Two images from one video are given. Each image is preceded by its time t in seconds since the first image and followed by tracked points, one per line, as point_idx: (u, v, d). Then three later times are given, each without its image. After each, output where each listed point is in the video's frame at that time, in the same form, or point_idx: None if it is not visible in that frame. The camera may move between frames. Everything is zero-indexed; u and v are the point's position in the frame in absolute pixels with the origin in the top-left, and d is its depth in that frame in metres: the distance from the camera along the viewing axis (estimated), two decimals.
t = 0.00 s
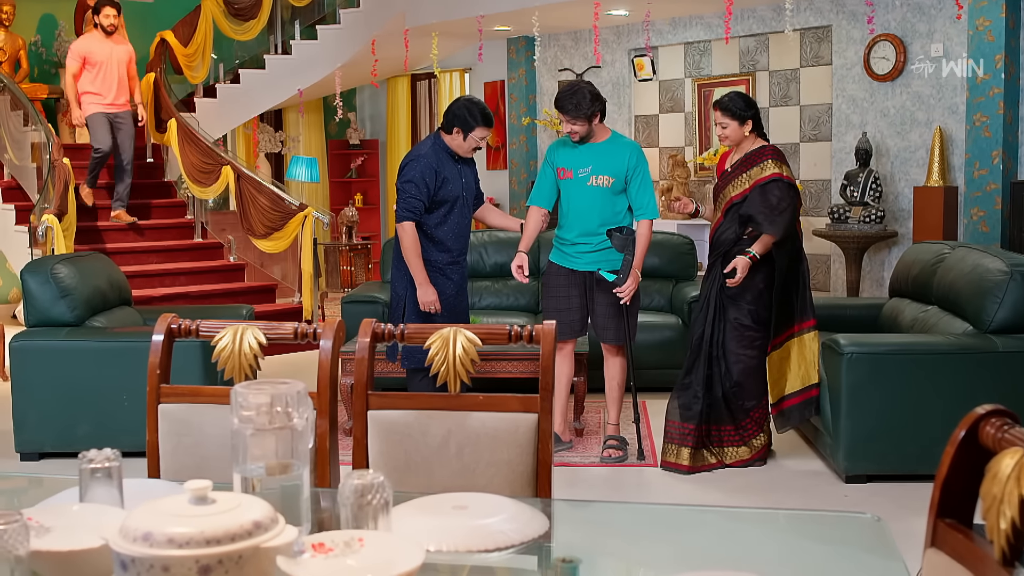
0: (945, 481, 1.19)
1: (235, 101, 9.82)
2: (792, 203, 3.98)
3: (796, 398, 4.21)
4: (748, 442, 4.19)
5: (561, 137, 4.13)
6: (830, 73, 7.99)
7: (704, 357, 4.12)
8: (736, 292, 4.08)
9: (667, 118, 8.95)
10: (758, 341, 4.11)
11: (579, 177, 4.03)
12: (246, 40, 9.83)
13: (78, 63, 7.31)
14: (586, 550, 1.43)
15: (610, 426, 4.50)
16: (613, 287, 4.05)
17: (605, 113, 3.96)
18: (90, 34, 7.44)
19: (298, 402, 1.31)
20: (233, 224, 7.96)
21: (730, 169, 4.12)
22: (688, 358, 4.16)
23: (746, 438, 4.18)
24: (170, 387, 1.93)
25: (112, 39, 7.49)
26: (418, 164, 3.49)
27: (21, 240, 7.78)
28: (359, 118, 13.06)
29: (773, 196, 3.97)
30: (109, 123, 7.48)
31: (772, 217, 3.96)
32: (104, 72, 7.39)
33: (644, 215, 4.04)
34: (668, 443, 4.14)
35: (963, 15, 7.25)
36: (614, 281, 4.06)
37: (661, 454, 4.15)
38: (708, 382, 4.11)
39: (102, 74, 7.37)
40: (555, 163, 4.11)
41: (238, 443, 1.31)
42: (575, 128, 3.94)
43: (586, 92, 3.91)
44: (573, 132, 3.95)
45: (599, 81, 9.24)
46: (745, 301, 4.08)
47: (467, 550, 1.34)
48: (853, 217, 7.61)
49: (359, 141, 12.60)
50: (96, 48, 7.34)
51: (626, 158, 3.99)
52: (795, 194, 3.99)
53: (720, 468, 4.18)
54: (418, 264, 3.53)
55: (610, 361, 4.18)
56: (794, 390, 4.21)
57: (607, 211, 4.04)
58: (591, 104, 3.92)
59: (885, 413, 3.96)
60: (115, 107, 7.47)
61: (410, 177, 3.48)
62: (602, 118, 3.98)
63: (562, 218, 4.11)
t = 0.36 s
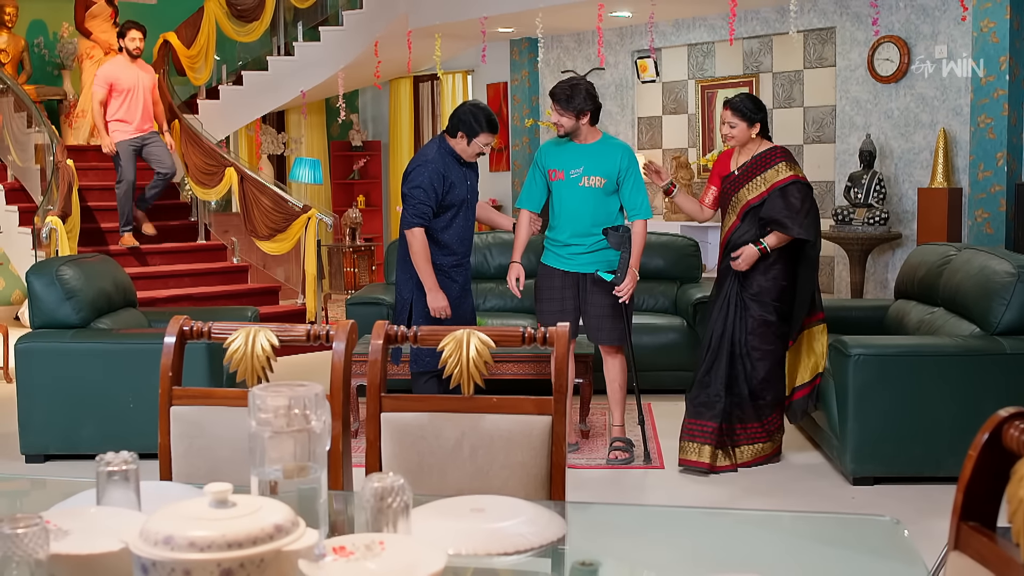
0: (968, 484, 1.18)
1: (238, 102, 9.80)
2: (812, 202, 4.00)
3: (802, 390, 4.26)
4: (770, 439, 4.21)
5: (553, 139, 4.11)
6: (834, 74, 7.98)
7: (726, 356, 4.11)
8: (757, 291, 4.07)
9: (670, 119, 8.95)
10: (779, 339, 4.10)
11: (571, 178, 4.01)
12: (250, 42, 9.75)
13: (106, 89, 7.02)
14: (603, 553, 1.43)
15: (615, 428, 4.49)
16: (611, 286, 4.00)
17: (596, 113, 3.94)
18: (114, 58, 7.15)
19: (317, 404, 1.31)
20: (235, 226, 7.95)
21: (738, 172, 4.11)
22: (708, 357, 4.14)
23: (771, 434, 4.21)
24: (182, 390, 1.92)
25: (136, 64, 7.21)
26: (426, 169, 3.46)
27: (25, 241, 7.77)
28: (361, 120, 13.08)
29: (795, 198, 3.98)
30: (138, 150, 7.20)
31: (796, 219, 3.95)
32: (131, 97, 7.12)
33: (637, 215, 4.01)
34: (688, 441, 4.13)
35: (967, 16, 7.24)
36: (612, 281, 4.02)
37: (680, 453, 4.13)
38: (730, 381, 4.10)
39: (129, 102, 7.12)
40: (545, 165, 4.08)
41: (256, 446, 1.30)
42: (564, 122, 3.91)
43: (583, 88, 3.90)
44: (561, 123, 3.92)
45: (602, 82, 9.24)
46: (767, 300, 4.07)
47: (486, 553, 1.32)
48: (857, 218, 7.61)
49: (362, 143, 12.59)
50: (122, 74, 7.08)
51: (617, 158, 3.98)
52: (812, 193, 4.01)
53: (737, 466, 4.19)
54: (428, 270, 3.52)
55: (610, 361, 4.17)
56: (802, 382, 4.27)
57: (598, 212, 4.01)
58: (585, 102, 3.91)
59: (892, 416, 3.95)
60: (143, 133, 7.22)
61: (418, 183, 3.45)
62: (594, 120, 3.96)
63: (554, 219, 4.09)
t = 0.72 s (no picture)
0: (995, 488, 1.23)
1: (242, 106, 9.81)
2: (817, 204, 4.03)
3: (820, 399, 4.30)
4: (785, 442, 4.23)
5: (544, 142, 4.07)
6: (837, 77, 7.98)
7: (741, 362, 4.10)
8: (767, 296, 4.07)
9: (673, 122, 8.94)
10: (790, 342, 4.11)
11: (561, 182, 3.98)
12: (251, 45, 9.79)
13: (135, 113, 6.80)
14: (624, 559, 1.43)
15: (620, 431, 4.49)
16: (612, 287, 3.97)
17: (586, 117, 3.90)
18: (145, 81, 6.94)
19: (337, 408, 1.30)
20: (239, 229, 7.97)
21: (744, 174, 4.10)
22: (721, 362, 4.13)
23: (785, 436, 4.21)
24: (195, 394, 1.91)
25: (167, 87, 6.97)
26: (448, 192, 3.46)
27: (28, 244, 7.76)
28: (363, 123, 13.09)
29: (800, 202, 4.01)
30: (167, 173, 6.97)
31: (800, 222, 3.98)
32: (162, 123, 6.88)
33: (628, 219, 3.97)
34: (710, 450, 4.14)
35: (972, 19, 7.23)
36: (610, 283, 4.00)
37: (700, 460, 4.16)
38: (748, 387, 4.10)
39: (161, 125, 6.87)
40: (536, 170, 4.07)
41: (275, 449, 1.30)
42: (553, 127, 3.86)
43: (571, 92, 3.85)
44: (552, 129, 3.87)
45: (606, 86, 9.24)
46: (777, 304, 4.07)
47: (505, 558, 1.30)
48: (861, 221, 7.61)
49: (364, 146, 12.58)
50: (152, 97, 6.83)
51: (606, 161, 3.93)
52: (816, 195, 4.04)
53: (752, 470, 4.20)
54: (474, 284, 3.51)
55: (609, 364, 4.15)
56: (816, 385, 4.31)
57: (588, 215, 3.98)
58: (574, 106, 3.85)
59: (900, 418, 3.94)
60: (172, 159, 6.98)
61: (444, 206, 3.46)
62: (584, 123, 3.92)
63: (546, 223, 4.06)
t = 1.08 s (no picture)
0: None
1: (244, 110, 9.77)
2: (817, 211, 4.00)
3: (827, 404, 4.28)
4: (787, 447, 4.20)
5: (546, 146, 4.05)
6: (841, 81, 7.99)
7: (741, 367, 4.08)
8: (766, 301, 4.05)
9: (676, 126, 8.94)
10: (790, 348, 4.09)
11: (565, 187, 3.97)
12: (255, 49, 9.84)
13: (167, 139, 6.53)
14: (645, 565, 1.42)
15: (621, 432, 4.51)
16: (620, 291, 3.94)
17: (590, 120, 3.89)
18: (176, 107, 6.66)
19: (358, 413, 1.29)
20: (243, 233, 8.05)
21: (751, 176, 4.09)
22: (723, 367, 4.11)
23: (786, 442, 4.19)
24: (209, 398, 1.90)
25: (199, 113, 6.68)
26: (474, 202, 3.53)
27: (31, 248, 7.75)
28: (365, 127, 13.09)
29: (801, 208, 3.98)
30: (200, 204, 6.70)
31: (798, 230, 3.96)
32: (195, 149, 6.62)
33: (634, 222, 3.97)
34: (715, 454, 4.12)
35: (976, 23, 7.23)
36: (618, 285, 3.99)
37: (706, 465, 4.14)
38: (747, 392, 4.08)
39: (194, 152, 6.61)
40: (540, 175, 4.04)
41: (296, 454, 1.29)
42: (557, 132, 3.84)
43: (576, 97, 3.81)
44: (557, 134, 3.84)
45: (608, 90, 9.22)
46: (777, 309, 4.05)
47: (528, 564, 1.30)
48: (865, 225, 7.60)
49: (366, 149, 12.57)
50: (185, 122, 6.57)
51: (610, 164, 3.93)
52: (818, 203, 4.01)
53: (756, 475, 4.18)
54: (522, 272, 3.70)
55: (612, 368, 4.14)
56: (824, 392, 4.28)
57: (594, 218, 3.97)
58: (580, 111, 3.83)
59: (907, 422, 3.92)
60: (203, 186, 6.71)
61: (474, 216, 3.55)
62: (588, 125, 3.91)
63: (552, 227, 4.05)
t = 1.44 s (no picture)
0: None
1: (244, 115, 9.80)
2: (822, 219, 3.98)
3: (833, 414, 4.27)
4: (791, 455, 4.18)
5: (566, 152, 4.05)
6: (842, 87, 7.99)
7: (747, 373, 4.09)
8: (773, 308, 4.05)
9: (677, 132, 8.95)
10: (797, 356, 4.09)
11: (585, 193, 3.96)
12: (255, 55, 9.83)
13: (197, 165, 6.10)
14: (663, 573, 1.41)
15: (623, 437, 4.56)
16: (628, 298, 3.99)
17: (611, 125, 3.90)
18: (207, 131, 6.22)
19: (377, 421, 1.29)
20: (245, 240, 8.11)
21: (760, 183, 4.09)
22: (730, 373, 4.11)
23: (791, 450, 4.17)
24: (220, 406, 1.89)
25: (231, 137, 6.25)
26: (478, 198, 3.60)
27: (32, 255, 7.73)
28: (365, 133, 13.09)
29: (805, 216, 3.97)
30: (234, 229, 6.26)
31: (801, 239, 3.94)
32: (227, 175, 6.17)
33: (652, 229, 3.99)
34: (719, 461, 4.11)
35: (976, 30, 7.24)
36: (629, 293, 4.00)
37: (711, 472, 4.13)
38: (752, 399, 4.08)
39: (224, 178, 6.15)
40: (558, 180, 4.03)
41: (315, 462, 1.28)
42: (579, 133, 3.86)
43: (601, 98, 3.86)
44: (579, 134, 3.87)
45: (608, 95, 9.25)
46: (783, 317, 4.05)
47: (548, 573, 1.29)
48: (866, 231, 7.60)
49: (366, 156, 12.56)
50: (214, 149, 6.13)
51: (632, 171, 3.93)
52: (823, 211, 3.99)
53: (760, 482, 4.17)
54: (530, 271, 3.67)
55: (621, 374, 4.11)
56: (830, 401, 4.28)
57: (613, 225, 3.96)
58: (603, 112, 3.87)
59: (913, 428, 3.91)
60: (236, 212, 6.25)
61: (476, 211, 3.61)
62: (609, 132, 3.92)
63: (570, 233, 4.04)
